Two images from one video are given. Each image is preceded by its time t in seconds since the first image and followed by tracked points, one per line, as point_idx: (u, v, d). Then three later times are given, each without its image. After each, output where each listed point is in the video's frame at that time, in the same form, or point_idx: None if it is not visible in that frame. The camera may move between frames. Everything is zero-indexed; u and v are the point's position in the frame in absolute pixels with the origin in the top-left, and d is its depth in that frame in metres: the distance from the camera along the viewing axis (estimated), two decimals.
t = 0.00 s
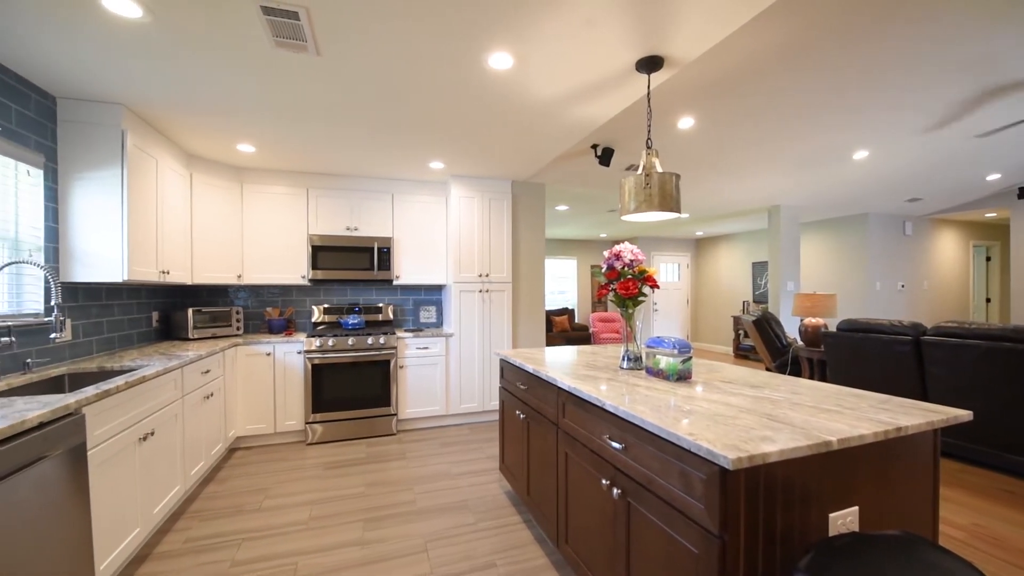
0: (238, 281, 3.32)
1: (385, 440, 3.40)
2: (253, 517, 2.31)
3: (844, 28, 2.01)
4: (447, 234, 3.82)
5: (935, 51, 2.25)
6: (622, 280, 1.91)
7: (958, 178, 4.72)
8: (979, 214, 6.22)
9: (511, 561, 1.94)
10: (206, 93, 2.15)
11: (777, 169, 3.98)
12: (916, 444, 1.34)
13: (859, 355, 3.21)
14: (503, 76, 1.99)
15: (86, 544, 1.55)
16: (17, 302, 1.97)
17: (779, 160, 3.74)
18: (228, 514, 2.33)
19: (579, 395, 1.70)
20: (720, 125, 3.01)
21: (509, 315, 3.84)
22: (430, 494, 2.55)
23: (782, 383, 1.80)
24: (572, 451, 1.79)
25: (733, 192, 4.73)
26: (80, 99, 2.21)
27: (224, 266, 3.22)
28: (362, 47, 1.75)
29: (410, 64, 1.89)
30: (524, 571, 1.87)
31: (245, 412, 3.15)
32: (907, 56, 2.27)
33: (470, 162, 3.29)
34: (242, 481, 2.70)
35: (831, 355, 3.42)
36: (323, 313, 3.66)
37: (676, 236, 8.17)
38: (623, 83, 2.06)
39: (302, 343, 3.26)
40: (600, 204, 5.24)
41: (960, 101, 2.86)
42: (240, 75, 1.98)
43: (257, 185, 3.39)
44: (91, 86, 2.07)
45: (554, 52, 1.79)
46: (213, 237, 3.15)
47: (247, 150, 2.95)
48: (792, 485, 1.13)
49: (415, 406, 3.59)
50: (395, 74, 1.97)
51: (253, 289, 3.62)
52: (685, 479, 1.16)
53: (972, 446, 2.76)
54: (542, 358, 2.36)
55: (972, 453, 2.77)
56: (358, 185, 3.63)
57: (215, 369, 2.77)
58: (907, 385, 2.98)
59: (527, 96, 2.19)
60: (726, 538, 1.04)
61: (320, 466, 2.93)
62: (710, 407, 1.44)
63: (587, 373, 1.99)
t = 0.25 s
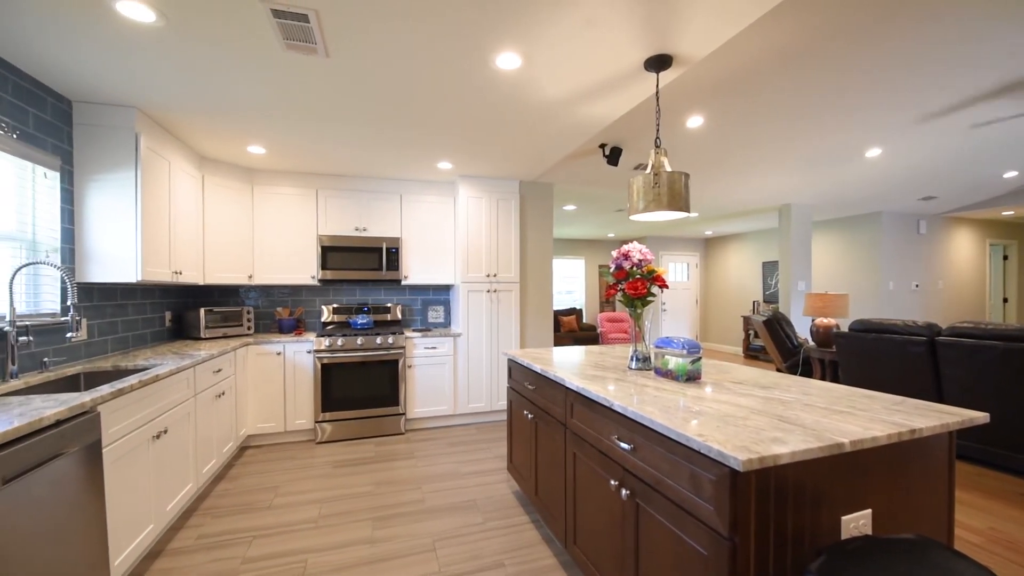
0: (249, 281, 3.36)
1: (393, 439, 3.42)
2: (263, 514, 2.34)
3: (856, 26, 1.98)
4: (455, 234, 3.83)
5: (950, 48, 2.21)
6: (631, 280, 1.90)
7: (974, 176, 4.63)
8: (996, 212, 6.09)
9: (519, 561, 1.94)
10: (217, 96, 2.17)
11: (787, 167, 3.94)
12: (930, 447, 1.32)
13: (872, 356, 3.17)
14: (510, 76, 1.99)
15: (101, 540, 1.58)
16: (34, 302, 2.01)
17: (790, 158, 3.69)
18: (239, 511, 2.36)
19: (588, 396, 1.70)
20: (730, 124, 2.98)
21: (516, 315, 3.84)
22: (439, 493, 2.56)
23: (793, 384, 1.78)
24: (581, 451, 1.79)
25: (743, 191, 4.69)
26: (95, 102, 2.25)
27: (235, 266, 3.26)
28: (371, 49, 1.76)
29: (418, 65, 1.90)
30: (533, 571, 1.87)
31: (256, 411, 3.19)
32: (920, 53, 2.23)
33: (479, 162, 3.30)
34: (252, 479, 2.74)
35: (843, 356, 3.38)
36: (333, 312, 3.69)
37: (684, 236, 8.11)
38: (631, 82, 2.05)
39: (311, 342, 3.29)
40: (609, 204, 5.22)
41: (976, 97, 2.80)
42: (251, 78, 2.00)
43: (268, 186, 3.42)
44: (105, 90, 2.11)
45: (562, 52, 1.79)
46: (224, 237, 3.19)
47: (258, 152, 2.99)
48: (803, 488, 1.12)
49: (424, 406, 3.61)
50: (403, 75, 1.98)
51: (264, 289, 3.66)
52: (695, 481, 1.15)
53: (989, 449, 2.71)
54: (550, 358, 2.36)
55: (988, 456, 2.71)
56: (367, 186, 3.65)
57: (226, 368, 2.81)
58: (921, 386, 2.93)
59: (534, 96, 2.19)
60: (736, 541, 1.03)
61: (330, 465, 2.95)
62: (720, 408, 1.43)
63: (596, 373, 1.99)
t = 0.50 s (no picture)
0: (259, 281, 3.39)
1: (402, 438, 3.44)
2: (275, 512, 2.37)
3: (871, 23, 1.95)
4: (463, 234, 3.84)
5: (968, 45, 2.17)
6: (640, 279, 1.89)
7: (992, 173, 4.53)
8: (1015, 210, 5.97)
9: (527, 561, 1.94)
10: (229, 98, 2.20)
11: (799, 166, 3.89)
12: (946, 449, 1.30)
13: (886, 357, 3.12)
14: (519, 76, 1.99)
15: (116, 537, 1.61)
16: (52, 302, 2.05)
17: (801, 156, 3.65)
18: (251, 508, 2.39)
19: (596, 396, 1.70)
20: (740, 122, 2.95)
21: (525, 315, 3.84)
22: (447, 492, 2.57)
23: (805, 385, 1.76)
24: (590, 451, 1.78)
25: (753, 190, 4.64)
26: (111, 106, 2.29)
27: (247, 266, 3.30)
28: (380, 50, 1.77)
29: (426, 66, 1.91)
30: (541, 571, 1.87)
31: (267, 410, 3.22)
32: (936, 50, 2.19)
33: (487, 162, 3.31)
34: (264, 477, 2.77)
35: (856, 357, 3.34)
36: (342, 312, 3.73)
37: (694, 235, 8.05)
38: (640, 80, 2.04)
39: (321, 342, 3.32)
40: (618, 203, 5.20)
41: (995, 95, 2.74)
42: (262, 80, 2.02)
43: (278, 187, 3.46)
44: (121, 93, 2.15)
45: (570, 51, 1.78)
46: (236, 238, 3.23)
47: (269, 153, 3.02)
48: (816, 490, 1.10)
49: (432, 405, 3.62)
50: (412, 76, 1.99)
51: (274, 289, 3.71)
52: (705, 482, 1.15)
53: (1007, 452, 2.65)
54: (559, 358, 2.35)
55: (1007, 459, 2.66)
56: (377, 187, 3.68)
57: (238, 367, 2.84)
58: (937, 387, 2.88)
59: (543, 96, 2.19)
60: (748, 543, 1.03)
61: (340, 463, 2.98)
62: (730, 409, 1.42)
63: (604, 373, 1.99)
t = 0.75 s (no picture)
0: (270, 281, 3.43)
1: (410, 437, 3.46)
2: (285, 509, 2.39)
3: (885, 21, 1.91)
4: (471, 234, 3.85)
5: (986, 44, 2.12)
6: (649, 279, 1.88)
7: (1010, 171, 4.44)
8: None
9: (536, 561, 1.94)
10: (240, 100, 2.23)
11: (810, 164, 3.84)
12: (963, 451, 1.28)
13: (899, 358, 3.07)
14: (526, 76, 1.99)
15: (130, 534, 1.63)
16: (68, 302, 2.09)
17: (813, 154, 3.61)
18: (262, 506, 2.42)
19: (605, 396, 1.69)
20: (750, 120, 2.92)
21: (533, 315, 3.84)
22: (455, 492, 2.58)
23: (817, 385, 1.74)
24: (598, 452, 1.78)
25: (764, 188, 4.59)
26: (125, 109, 2.33)
27: (257, 267, 3.34)
28: (389, 51, 1.78)
29: (434, 67, 1.91)
30: (549, 571, 1.87)
31: (277, 408, 3.26)
32: (951, 48, 2.14)
33: (495, 162, 3.31)
34: (274, 475, 2.80)
35: (869, 358, 3.29)
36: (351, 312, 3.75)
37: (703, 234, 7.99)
38: (649, 79, 2.03)
39: (331, 341, 3.35)
40: (626, 202, 5.17)
41: (1014, 94, 2.68)
42: (272, 83, 2.04)
43: (288, 188, 3.49)
44: (134, 96, 2.18)
45: (578, 50, 1.78)
46: (247, 239, 3.27)
47: (279, 155, 3.05)
48: (828, 492, 1.09)
49: (440, 405, 3.64)
50: (421, 77, 2.00)
51: (284, 289, 3.74)
52: (715, 483, 1.14)
53: None
54: (567, 358, 2.35)
55: None
56: (385, 187, 3.70)
57: (249, 366, 2.87)
58: (953, 389, 2.83)
59: (551, 96, 2.19)
60: (758, 545, 1.02)
61: (349, 462, 3.00)
62: (741, 409, 1.41)
63: (613, 373, 1.98)
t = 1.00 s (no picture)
0: (281, 281, 3.47)
1: (419, 436, 3.47)
2: (296, 507, 2.42)
3: (899, 18, 1.88)
4: (480, 234, 3.86)
5: (1004, 41, 2.08)
6: (658, 279, 1.87)
7: None
8: None
9: (544, 561, 1.94)
10: (252, 103, 2.25)
11: (822, 162, 3.79)
12: (980, 454, 1.25)
13: (914, 359, 3.03)
14: (534, 76, 1.99)
15: (145, 531, 1.66)
16: (85, 302, 2.14)
17: (825, 152, 3.56)
18: (273, 504, 2.44)
19: (614, 396, 1.69)
20: (761, 118, 2.89)
21: (541, 315, 3.84)
22: (464, 491, 2.59)
23: (829, 386, 1.72)
24: (607, 452, 1.77)
25: (775, 187, 4.54)
26: (139, 112, 2.36)
27: (268, 267, 3.38)
28: (397, 53, 1.79)
29: (443, 68, 1.92)
30: (558, 571, 1.87)
31: (288, 407, 3.29)
32: (966, 46, 2.11)
33: (503, 162, 3.31)
34: (285, 473, 2.83)
35: (883, 359, 3.24)
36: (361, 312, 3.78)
37: (713, 233, 7.92)
38: (658, 77, 2.01)
39: (340, 341, 3.38)
40: (635, 202, 5.15)
41: None
42: (283, 85, 2.06)
43: (298, 189, 3.52)
44: (149, 100, 2.22)
45: (586, 49, 1.77)
46: (259, 239, 3.31)
47: (290, 156, 3.08)
48: (841, 495, 1.08)
49: (449, 404, 3.65)
50: (429, 78, 2.00)
51: (295, 289, 3.78)
52: (726, 485, 1.13)
53: None
54: (575, 358, 2.35)
55: None
56: (394, 188, 3.72)
57: (260, 365, 2.91)
58: (970, 391, 2.77)
59: (559, 95, 2.18)
60: (769, 548, 1.01)
61: (358, 461, 3.02)
62: (752, 411, 1.40)
63: (622, 373, 1.97)
